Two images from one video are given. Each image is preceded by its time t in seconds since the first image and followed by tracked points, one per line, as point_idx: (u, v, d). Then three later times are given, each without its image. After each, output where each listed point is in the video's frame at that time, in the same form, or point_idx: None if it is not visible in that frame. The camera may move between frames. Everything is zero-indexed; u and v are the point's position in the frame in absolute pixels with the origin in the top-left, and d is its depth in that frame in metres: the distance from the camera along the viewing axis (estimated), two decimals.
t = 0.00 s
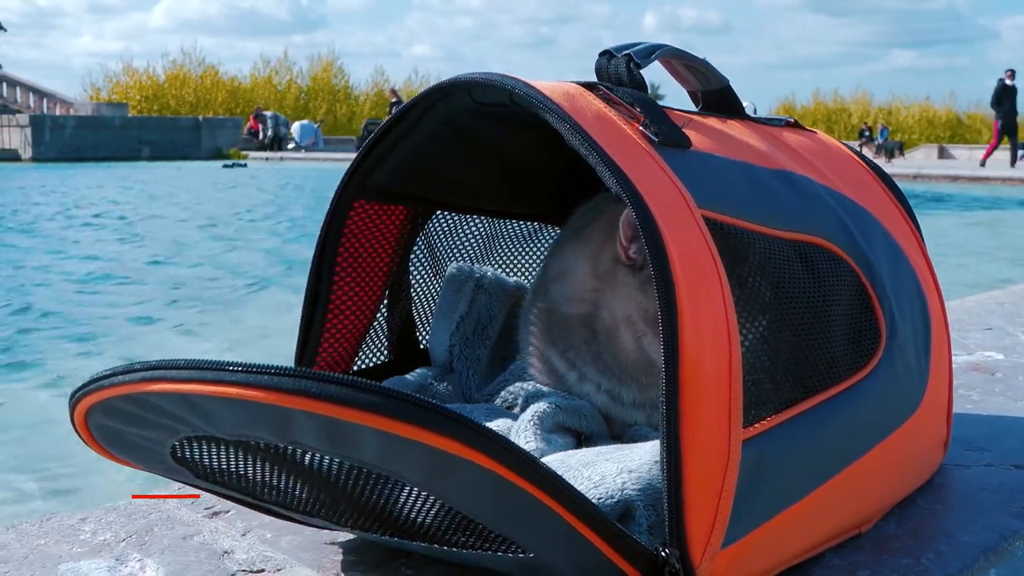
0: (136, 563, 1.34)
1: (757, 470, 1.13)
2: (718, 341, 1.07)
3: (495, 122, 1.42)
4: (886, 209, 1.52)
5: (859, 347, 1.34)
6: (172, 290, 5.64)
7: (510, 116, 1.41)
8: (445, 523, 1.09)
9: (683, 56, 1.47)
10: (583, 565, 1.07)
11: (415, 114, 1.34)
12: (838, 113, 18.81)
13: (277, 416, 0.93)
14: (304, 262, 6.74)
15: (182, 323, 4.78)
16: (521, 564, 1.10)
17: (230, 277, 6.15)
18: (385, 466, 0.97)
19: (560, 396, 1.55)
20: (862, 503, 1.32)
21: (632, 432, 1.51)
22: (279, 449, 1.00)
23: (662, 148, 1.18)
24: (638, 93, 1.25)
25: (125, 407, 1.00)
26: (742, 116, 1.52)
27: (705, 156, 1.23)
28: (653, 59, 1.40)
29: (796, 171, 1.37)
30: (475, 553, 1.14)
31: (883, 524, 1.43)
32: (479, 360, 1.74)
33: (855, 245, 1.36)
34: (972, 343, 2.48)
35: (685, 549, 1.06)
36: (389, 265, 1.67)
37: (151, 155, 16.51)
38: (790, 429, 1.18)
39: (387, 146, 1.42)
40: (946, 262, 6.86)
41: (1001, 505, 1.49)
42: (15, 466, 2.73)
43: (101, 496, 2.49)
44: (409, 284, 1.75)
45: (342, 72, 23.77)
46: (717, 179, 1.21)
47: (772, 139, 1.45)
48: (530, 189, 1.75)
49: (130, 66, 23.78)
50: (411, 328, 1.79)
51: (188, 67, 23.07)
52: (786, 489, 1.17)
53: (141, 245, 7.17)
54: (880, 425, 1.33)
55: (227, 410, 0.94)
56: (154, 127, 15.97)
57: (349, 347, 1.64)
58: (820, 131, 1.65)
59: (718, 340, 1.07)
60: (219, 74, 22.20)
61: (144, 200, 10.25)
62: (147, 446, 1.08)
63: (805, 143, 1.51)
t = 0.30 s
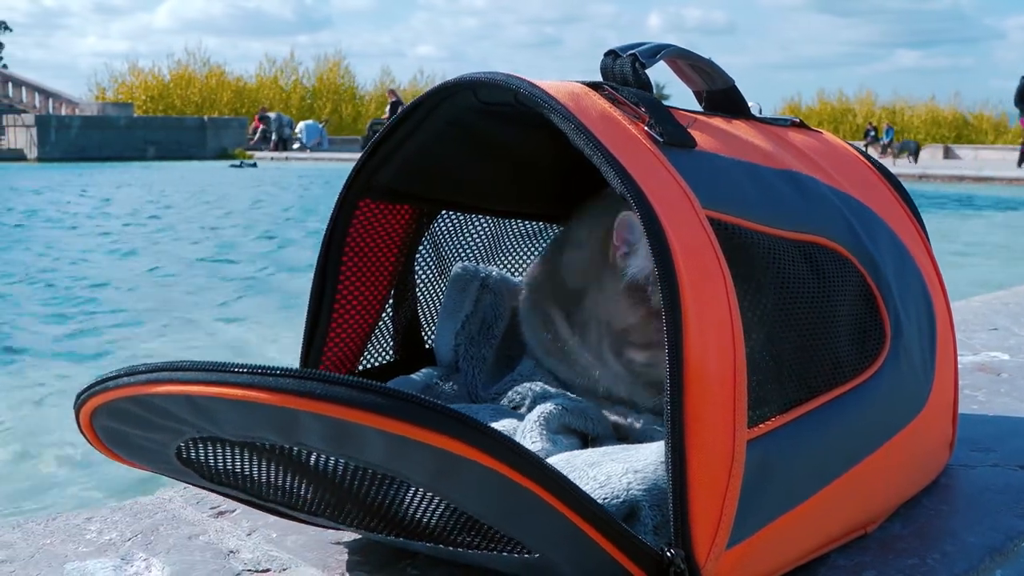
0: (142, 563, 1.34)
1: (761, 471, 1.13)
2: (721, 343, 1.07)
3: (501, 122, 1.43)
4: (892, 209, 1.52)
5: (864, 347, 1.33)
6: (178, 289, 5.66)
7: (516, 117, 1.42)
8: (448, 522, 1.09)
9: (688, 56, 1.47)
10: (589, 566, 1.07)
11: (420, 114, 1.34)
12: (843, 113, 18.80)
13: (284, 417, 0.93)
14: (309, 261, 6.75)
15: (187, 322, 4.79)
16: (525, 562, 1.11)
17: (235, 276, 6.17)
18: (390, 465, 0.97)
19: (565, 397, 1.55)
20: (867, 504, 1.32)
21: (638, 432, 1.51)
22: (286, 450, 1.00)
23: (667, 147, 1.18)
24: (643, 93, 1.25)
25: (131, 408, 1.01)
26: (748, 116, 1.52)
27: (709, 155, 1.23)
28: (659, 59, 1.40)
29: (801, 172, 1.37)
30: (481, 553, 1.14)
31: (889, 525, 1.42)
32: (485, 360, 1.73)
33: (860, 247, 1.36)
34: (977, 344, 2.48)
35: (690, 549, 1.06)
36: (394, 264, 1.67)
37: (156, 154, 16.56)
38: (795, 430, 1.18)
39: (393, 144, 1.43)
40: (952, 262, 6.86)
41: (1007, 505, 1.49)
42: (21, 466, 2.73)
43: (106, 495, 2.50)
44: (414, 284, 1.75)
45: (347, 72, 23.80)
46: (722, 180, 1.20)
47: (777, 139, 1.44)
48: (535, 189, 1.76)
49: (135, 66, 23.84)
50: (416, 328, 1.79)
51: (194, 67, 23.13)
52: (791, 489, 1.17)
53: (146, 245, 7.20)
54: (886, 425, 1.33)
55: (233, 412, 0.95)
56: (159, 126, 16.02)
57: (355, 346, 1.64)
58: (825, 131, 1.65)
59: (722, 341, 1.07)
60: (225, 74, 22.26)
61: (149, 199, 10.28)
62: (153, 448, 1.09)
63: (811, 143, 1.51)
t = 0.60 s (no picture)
0: (149, 562, 1.35)
1: (766, 468, 1.13)
2: (728, 328, 1.07)
3: (508, 119, 1.43)
4: (898, 209, 1.51)
5: (871, 346, 1.33)
6: (184, 288, 5.68)
7: (523, 114, 1.42)
8: (456, 512, 1.09)
9: (694, 56, 1.47)
10: (596, 558, 1.07)
11: (428, 112, 1.34)
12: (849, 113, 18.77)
13: (297, 394, 0.94)
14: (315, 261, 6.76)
15: (192, 322, 4.81)
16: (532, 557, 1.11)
17: (241, 276, 6.18)
18: (399, 448, 0.97)
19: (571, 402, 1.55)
20: (873, 503, 1.32)
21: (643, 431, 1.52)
22: (298, 429, 1.00)
23: (673, 147, 1.18)
24: (650, 93, 1.25)
25: (146, 383, 1.01)
26: (754, 115, 1.52)
27: (716, 154, 1.23)
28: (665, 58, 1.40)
29: (808, 171, 1.37)
30: (488, 545, 1.14)
31: (896, 526, 1.42)
32: (491, 360, 1.71)
33: (867, 246, 1.36)
34: (984, 345, 2.48)
35: (696, 545, 1.06)
36: (401, 264, 1.67)
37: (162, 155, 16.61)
38: (801, 428, 1.18)
39: (401, 139, 1.43)
40: (958, 262, 6.84)
41: (1014, 506, 1.49)
42: (27, 465, 2.74)
43: (112, 494, 2.50)
44: (420, 283, 1.73)
45: (353, 72, 23.84)
46: (729, 178, 1.21)
47: (784, 138, 1.44)
48: (541, 185, 1.76)
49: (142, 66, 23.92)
50: (423, 327, 1.76)
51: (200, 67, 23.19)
52: (797, 489, 1.17)
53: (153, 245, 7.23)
54: (893, 424, 1.33)
55: (246, 387, 0.95)
56: (165, 126, 16.07)
57: (362, 343, 1.63)
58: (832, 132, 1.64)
59: (728, 325, 1.07)
60: (231, 74, 22.31)
61: (156, 199, 10.32)
62: (166, 429, 1.09)
63: (817, 143, 1.51)
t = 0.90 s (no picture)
0: (154, 561, 1.35)
1: (772, 462, 1.12)
2: (734, 320, 1.07)
3: (515, 115, 1.43)
4: (903, 207, 1.51)
5: (877, 343, 1.33)
6: (189, 288, 5.70)
7: (531, 109, 1.42)
8: (460, 510, 1.09)
9: (702, 54, 1.47)
10: (601, 552, 1.07)
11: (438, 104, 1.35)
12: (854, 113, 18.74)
13: (301, 392, 0.93)
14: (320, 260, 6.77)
15: (198, 322, 4.82)
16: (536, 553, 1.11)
17: (246, 276, 6.19)
18: (404, 445, 0.98)
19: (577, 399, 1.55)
20: (879, 501, 1.32)
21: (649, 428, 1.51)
22: (302, 431, 1.00)
23: (682, 139, 1.18)
24: (661, 89, 1.24)
25: (148, 387, 1.01)
26: (762, 114, 1.52)
27: (724, 151, 1.23)
28: (673, 55, 1.42)
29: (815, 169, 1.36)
30: (491, 544, 1.14)
31: (902, 526, 1.42)
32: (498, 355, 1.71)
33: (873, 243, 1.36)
34: (990, 345, 2.47)
35: (702, 537, 1.06)
36: (410, 258, 1.67)
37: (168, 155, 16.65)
38: (807, 422, 1.18)
39: (409, 135, 1.44)
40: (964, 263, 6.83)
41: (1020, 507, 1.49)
42: (33, 464, 2.75)
43: (117, 494, 2.51)
44: (428, 280, 1.73)
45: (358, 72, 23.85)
46: (736, 174, 1.21)
47: (792, 139, 1.44)
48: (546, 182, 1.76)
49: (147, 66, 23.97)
50: (432, 325, 1.76)
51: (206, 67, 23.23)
52: (801, 485, 1.17)
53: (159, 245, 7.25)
54: (898, 421, 1.33)
55: (250, 388, 0.95)
56: (171, 126, 16.10)
57: (370, 340, 1.63)
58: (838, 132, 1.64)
59: (734, 317, 1.07)
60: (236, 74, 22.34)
61: (161, 199, 10.34)
62: (166, 433, 1.08)
63: (823, 143, 1.51)
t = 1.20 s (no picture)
0: (160, 560, 1.35)
1: (773, 467, 1.12)
2: (730, 337, 1.07)
3: (509, 120, 1.43)
4: (903, 208, 1.51)
5: (875, 347, 1.33)
6: (195, 288, 5.70)
7: (526, 115, 1.41)
8: (465, 520, 1.09)
9: (698, 56, 1.47)
10: (607, 563, 1.07)
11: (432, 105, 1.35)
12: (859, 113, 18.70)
13: (297, 416, 0.94)
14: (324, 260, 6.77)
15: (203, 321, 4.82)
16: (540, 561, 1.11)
17: (251, 276, 6.20)
18: (403, 464, 0.97)
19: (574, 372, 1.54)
20: (884, 503, 1.32)
21: (651, 427, 1.51)
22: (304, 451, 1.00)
23: (672, 146, 1.18)
24: (651, 92, 1.24)
25: (147, 409, 1.01)
26: (758, 116, 1.51)
27: (718, 156, 1.22)
28: (669, 58, 1.40)
29: (810, 171, 1.36)
30: (498, 551, 1.14)
31: (907, 527, 1.42)
32: (504, 356, 1.72)
33: (870, 247, 1.36)
34: (996, 346, 2.46)
35: (705, 544, 1.06)
36: (406, 261, 1.67)
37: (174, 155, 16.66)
38: (807, 427, 1.18)
39: (403, 137, 1.44)
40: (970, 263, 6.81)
41: None
42: (41, 464, 2.75)
43: (123, 495, 2.50)
44: (428, 280, 1.74)
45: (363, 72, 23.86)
46: (728, 179, 1.20)
47: (785, 138, 1.44)
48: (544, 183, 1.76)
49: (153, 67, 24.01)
50: (431, 324, 1.78)
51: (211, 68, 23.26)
52: (801, 491, 1.16)
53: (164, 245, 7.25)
54: (900, 425, 1.32)
55: (247, 412, 0.95)
56: (176, 126, 16.12)
57: (368, 342, 1.66)
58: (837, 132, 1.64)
59: (729, 334, 1.07)
60: (241, 75, 22.36)
61: (167, 199, 10.35)
62: (170, 448, 1.09)
63: (820, 144, 1.50)
